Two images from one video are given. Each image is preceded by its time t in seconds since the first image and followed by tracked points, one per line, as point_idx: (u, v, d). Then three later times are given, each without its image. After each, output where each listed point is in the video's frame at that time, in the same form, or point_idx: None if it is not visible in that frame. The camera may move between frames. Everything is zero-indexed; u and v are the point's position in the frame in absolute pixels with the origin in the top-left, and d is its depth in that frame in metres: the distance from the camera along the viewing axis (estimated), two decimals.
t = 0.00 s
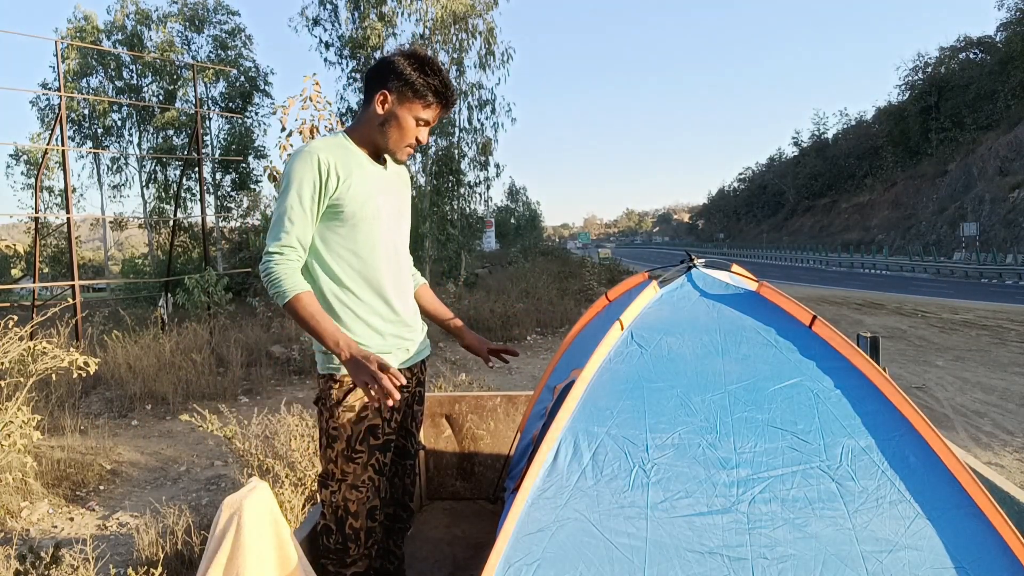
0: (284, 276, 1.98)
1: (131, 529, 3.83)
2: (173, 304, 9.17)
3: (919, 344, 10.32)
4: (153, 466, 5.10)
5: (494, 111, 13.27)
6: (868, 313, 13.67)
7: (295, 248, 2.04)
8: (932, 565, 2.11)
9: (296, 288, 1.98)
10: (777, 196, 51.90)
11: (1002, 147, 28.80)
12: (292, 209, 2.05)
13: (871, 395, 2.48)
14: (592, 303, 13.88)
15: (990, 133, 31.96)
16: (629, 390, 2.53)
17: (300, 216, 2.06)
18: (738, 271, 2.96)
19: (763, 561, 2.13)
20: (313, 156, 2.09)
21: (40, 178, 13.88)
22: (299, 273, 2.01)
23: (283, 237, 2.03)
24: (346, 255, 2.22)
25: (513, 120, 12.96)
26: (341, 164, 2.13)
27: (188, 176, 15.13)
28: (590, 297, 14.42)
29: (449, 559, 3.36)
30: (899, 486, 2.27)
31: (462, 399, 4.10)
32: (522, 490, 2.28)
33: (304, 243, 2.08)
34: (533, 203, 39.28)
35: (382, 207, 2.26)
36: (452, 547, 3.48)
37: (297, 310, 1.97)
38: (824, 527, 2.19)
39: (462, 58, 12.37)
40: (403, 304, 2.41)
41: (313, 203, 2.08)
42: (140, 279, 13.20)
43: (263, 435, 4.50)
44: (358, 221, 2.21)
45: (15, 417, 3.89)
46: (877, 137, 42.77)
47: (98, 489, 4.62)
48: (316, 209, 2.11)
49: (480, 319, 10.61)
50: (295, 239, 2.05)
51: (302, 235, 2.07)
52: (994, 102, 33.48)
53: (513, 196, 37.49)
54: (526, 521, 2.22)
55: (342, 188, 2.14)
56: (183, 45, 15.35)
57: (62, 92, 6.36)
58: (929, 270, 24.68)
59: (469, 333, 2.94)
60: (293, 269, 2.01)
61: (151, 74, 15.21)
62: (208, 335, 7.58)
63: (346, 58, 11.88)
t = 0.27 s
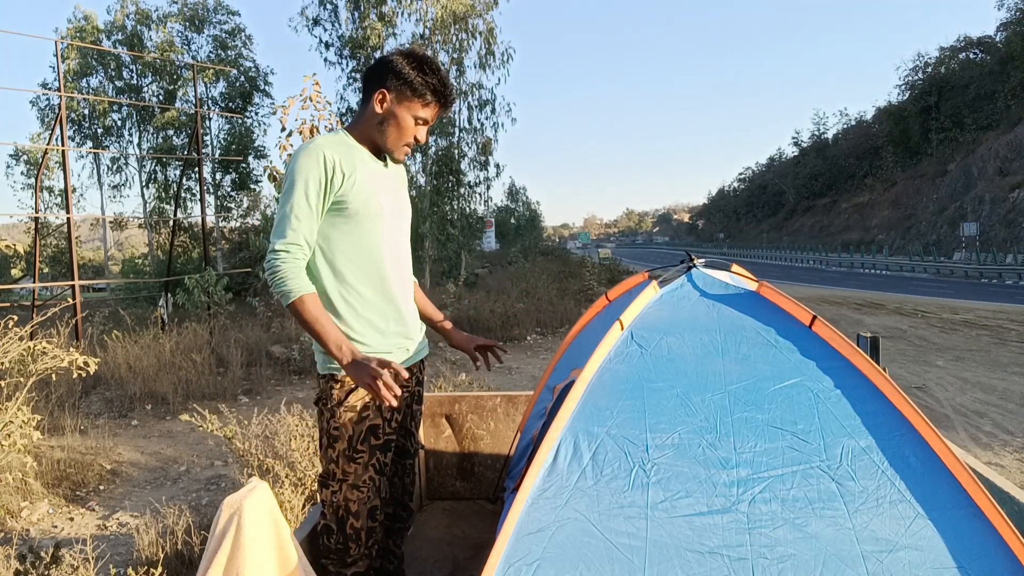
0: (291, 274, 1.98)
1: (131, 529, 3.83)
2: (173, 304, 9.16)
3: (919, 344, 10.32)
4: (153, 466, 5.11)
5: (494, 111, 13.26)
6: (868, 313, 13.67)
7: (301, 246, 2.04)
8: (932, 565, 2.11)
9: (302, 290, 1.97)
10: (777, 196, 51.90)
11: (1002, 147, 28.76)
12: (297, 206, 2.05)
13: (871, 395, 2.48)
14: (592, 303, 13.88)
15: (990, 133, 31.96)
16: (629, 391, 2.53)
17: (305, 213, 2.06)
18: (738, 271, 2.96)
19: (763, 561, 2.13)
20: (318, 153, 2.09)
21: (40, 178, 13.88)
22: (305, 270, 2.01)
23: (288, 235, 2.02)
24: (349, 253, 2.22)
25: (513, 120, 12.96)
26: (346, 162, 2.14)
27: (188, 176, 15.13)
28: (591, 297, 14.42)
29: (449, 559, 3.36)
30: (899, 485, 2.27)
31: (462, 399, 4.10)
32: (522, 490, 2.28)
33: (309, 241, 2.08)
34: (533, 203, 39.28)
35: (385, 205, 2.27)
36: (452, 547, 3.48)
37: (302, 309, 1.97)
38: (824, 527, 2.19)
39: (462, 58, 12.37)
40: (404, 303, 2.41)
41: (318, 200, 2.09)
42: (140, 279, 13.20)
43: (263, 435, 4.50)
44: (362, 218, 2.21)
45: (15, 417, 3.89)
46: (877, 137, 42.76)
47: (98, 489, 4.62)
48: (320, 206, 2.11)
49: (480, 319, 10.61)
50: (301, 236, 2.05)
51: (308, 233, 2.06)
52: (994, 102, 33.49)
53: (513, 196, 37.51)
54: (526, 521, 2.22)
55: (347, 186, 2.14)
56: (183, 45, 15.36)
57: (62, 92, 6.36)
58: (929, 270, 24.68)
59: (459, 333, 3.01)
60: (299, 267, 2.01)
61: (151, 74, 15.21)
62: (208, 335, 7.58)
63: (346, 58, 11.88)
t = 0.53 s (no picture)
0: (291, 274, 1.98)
1: (131, 529, 3.83)
2: (173, 304, 9.16)
3: (919, 344, 10.32)
4: (153, 466, 5.11)
5: (494, 111, 13.26)
6: (868, 313, 13.67)
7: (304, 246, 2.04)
8: (932, 565, 2.11)
9: (293, 296, 2.00)
10: (777, 196, 51.91)
11: (1002, 147, 28.72)
12: (301, 206, 2.05)
13: (871, 395, 2.48)
14: (592, 303, 13.88)
15: (990, 133, 31.95)
16: (629, 391, 2.53)
17: (309, 211, 2.06)
18: (738, 272, 2.97)
19: (763, 561, 2.13)
20: (323, 151, 2.09)
21: (40, 178, 13.88)
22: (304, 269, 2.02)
23: (291, 234, 2.03)
24: (352, 251, 2.22)
25: (513, 120, 12.96)
26: (351, 160, 2.15)
27: (188, 176, 15.13)
28: (590, 297, 14.42)
29: (449, 559, 3.36)
30: (899, 486, 2.27)
31: (462, 399, 4.10)
32: (523, 490, 2.28)
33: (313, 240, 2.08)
34: (534, 203, 39.29)
35: (388, 205, 2.27)
36: (452, 547, 3.48)
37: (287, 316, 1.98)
38: (824, 527, 2.19)
39: (462, 57, 12.36)
40: (406, 303, 2.41)
41: (323, 198, 2.09)
42: (140, 279, 13.20)
43: (263, 435, 4.50)
44: (366, 217, 2.21)
45: (16, 417, 3.89)
46: (877, 137, 42.74)
47: (98, 489, 4.62)
48: (325, 204, 2.11)
49: (480, 319, 10.61)
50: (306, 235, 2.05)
51: (312, 231, 2.07)
52: (994, 102, 33.48)
53: (513, 196, 37.53)
54: (526, 521, 2.22)
55: (351, 184, 2.15)
56: (183, 45, 15.35)
57: (62, 92, 6.35)
58: (929, 270, 24.67)
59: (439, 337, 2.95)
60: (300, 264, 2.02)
61: (151, 74, 15.21)
62: (208, 335, 7.58)
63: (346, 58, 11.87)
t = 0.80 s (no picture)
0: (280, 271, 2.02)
1: (131, 529, 3.83)
2: (173, 304, 9.16)
3: (919, 344, 10.32)
4: (153, 466, 5.10)
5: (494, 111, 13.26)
6: (868, 313, 13.68)
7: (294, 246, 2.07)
8: (932, 565, 2.11)
9: (278, 288, 2.01)
10: (777, 196, 51.92)
11: (1002, 147, 28.70)
12: (292, 207, 2.08)
13: (871, 395, 2.48)
14: (591, 303, 13.88)
15: (990, 133, 31.94)
16: (629, 391, 2.53)
17: (299, 211, 2.09)
18: (738, 272, 2.96)
19: (763, 561, 2.13)
20: (315, 152, 2.11)
21: (40, 178, 13.89)
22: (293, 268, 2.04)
23: (280, 233, 2.06)
24: (347, 252, 2.22)
25: (513, 120, 12.96)
26: (344, 162, 2.16)
27: (188, 176, 15.13)
28: (590, 297, 14.43)
29: (449, 559, 3.36)
30: (899, 485, 2.27)
31: (462, 399, 4.10)
32: (523, 490, 2.28)
33: (303, 239, 2.10)
34: (534, 203, 39.31)
35: (385, 205, 2.26)
36: (452, 547, 3.48)
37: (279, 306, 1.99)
38: (824, 527, 2.19)
39: (462, 57, 12.36)
40: (406, 305, 2.41)
41: (314, 199, 2.11)
42: (140, 279, 13.20)
43: (263, 435, 4.50)
44: (360, 217, 2.21)
45: (15, 417, 3.89)
46: (877, 137, 42.71)
47: (98, 489, 4.62)
48: (316, 205, 2.13)
49: (480, 320, 10.61)
50: (296, 236, 2.08)
51: (302, 231, 2.09)
52: (994, 102, 33.46)
53: (513, 196, 37.54)
54: (526, 520, 2.22)
55: (344, 185, 2.16)
56: (183, 45, 15.35)
57: (62, 92, 6.35)
58: (929, 270, 24.67)
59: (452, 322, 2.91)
60: (290, 264, 2.05)
61: (151, 74, 15.21)
62: (208, 335, 7.58)
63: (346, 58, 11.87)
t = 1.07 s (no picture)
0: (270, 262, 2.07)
1: (131, 528, 3.83)
2: (173, 304, 9.16)
3: (919, 344, 10.32)
4: (153, 466, 5.10)
5: (494, 111, 13.26)
6: (868, 313, 13.67)
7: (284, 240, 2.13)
8: (932, 565, 2.12)
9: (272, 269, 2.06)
10: (777, 196, 51.92)
11: (1002, 147, 28.70)
12: (281, 204, 2.13)
13: (871, 394, 2.48)
14: (591, 303, 13.89)
15: (990, 133, 31.93)
16: (629, 391, 2.53)
17: (288, 208, 2.14)
18: (738, 271, 2.96)
19: (763, 561, 2.14)
20: (302, 153, 2.16)
21: (40, 177, 13.89)
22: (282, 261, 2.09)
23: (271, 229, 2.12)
24: (339, 250, 2.23)
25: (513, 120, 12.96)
26: (331, 161, 2.19)
27: (188, 176, 15.13)
28: (590, 297, 14.43)
29: (449, 559, 3.36)
30: (899, 485, 2.27)
31: (462, 399, 4.11)
32: (522, 489, 2.28)
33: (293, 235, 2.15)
34: (534, 203, 39.33)
35: (377, 203, 2.26)
36: (452, 547, 3.48)
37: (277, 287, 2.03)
38: (824, 527, 2.19)
39: (462, 57, 12.36)
40: (403, 303, 2.40)
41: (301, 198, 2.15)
42: (140, 279, 13.20)
43: (263, 435, 4.50)
44: (349, 216, 2.22)
45: (15, 417, 3.89)
46: (877, 137, 42.74)
47: (98, 489, 4.62)
48: (304, 204, 2.17)
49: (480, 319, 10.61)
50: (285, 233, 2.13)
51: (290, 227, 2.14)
52: (994, 102, 33.46)
53: (513, 196, 37.55)
54: (526, 520, 2.22)
55: (332, 184, 2.19)
56: (183, 45, 15.35)
57: (62, 92, 6.34)
58: (929, 270, 24.68)
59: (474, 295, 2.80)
60: (278, 258, 2.10)
61: (151, 74, 15.20)
62: (208, 335, 7.58)
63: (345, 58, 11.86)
